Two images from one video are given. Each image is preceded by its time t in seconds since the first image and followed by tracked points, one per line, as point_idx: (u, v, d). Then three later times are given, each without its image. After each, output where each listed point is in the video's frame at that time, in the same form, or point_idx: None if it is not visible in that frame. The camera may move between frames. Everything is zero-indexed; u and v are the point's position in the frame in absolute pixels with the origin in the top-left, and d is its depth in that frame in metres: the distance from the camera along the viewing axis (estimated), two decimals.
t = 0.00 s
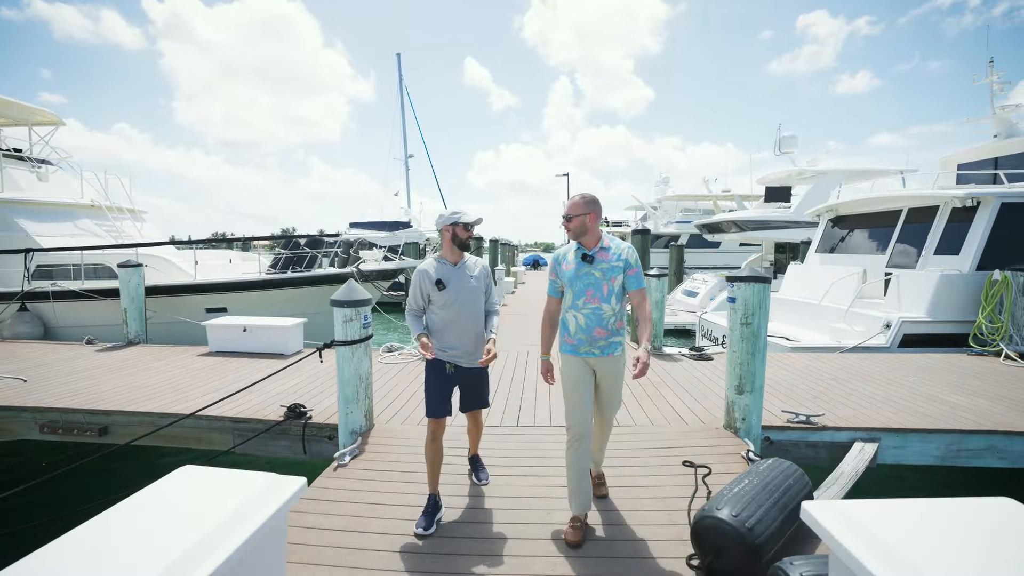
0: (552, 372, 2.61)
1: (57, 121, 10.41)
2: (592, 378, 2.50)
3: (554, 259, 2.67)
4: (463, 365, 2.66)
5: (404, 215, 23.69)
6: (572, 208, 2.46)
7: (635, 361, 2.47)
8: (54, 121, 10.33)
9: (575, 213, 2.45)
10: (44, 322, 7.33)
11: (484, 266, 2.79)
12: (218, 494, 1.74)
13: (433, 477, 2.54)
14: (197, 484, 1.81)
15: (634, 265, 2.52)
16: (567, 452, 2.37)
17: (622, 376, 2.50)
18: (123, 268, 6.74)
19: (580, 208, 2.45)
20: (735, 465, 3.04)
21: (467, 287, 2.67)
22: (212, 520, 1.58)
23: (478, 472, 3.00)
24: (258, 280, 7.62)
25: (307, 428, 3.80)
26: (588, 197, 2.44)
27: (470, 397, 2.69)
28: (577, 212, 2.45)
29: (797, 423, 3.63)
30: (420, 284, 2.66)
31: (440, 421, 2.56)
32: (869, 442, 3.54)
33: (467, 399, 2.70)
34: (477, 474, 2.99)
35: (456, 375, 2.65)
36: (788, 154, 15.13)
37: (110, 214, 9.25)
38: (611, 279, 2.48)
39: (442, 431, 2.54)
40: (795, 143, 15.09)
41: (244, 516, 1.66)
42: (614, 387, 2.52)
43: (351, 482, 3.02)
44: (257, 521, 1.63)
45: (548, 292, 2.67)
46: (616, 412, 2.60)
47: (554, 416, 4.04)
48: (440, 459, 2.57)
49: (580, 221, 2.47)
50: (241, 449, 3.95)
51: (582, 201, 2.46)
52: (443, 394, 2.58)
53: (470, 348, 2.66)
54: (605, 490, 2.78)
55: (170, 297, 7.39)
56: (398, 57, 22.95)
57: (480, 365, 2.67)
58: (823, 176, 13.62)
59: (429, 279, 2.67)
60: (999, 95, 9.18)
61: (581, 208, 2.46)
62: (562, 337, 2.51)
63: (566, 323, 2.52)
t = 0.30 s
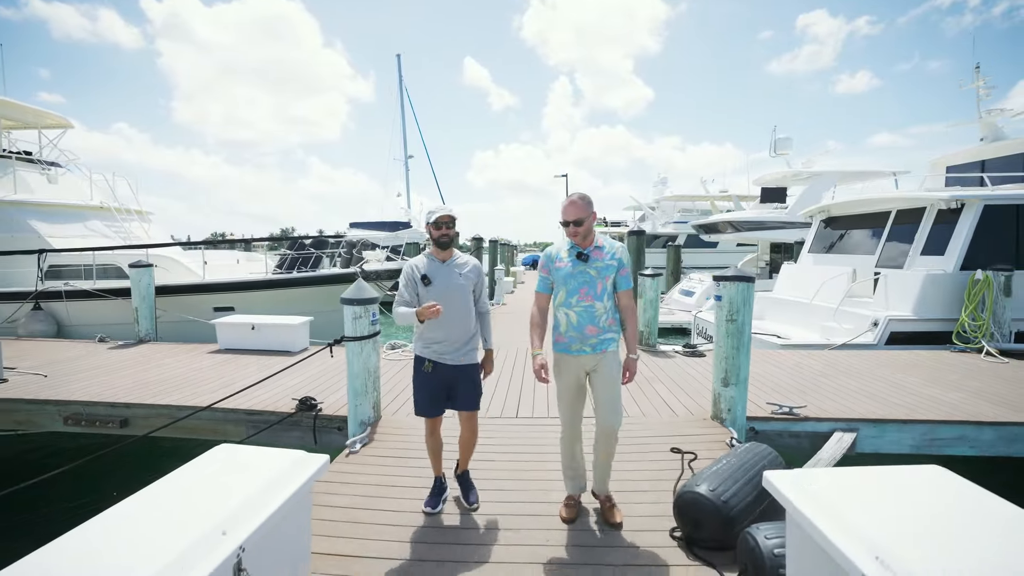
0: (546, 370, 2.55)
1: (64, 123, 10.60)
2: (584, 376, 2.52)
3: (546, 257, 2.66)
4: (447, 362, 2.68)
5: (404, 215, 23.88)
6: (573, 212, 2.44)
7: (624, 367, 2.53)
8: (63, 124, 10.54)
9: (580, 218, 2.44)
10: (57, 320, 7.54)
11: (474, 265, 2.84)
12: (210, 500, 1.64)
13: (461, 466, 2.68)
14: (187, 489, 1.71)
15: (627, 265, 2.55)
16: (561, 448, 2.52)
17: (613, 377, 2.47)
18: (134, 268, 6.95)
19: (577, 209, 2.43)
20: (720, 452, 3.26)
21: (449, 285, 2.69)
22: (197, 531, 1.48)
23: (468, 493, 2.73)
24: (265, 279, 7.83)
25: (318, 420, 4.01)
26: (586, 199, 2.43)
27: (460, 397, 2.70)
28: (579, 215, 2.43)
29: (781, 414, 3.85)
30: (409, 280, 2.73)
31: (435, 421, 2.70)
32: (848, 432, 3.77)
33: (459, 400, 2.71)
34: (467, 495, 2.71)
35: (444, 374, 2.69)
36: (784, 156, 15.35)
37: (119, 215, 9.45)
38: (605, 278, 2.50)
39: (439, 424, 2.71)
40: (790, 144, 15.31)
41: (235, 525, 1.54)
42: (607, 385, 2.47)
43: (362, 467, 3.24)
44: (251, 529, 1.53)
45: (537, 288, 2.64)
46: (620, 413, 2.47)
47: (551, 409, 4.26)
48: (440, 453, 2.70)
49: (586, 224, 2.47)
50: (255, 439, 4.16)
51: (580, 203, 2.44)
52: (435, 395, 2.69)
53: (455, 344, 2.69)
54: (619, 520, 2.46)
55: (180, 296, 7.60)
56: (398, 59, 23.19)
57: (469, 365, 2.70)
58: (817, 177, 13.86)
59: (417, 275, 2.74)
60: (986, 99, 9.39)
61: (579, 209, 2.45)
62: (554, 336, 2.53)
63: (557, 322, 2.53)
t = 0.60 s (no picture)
0: (547, 373, 2.48)
1: (72, 126, 10.82)
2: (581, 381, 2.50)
3: (548, 262, 2.65)
4: (436, 370, 2.55)
5: (404, 216, 24.12)
6: (578, 217, 2.45)
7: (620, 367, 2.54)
8: (71, 127, 10.74)
9: (583, 222, 2.44)
10: (68, 318, 7.76)
11: (478, 269, 2.61)
12: (201, 503, 1.71)
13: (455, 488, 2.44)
14: (178, 490, 1.78)
15: (627, 270, 2.57)
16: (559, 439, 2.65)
17: (611, 383, 2.44)
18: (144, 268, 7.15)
19: (581, 214, 2.46)
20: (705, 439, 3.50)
21: (442, 291, 2.54)
22: (186, 535, 1.53)
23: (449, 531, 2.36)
24: (271, 279, 8.05)
25: (327, 412, 4.24)
26: (590, 204, 2.43)
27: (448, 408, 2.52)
28: (581, 221, 2.44)
29: (765, 406, 4.08)
30: (409, 282, 2.67)
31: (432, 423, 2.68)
32: (828, 422, 4.00)
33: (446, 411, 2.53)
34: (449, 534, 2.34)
35: (435, 380, 2.58)
36: (779, 157, 15.57)
37: (127, 216, 9.66)
38: (607, 283, 2.51)
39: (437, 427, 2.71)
40: (785, 146, 15.53)
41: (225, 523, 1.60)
42: (604, 389, 2.43)
43: (371, 453, 3.46)
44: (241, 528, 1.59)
45: (538, 293, 2.62)
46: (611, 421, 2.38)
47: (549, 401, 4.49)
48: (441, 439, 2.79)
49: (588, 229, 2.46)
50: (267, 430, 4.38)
51: (583, 208, 2.46)
52: (426, 400, 2.61)
53: (445, 353, 2.55)
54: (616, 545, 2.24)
55: (188, 295, 7.82)
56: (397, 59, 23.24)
57: (458, 374, 2.53)
58: (811, 178, 14.09)
59: (416, 277, 2.64)
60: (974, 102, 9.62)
61: (583, 215, 2.45)
62: (556, 339, 2.51)
63: (559, 326, 2.51)
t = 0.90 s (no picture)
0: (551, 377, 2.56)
1: (81, 129, 11.03)
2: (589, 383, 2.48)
3: (554, 259, 2.58)
4: (440, 365, 2.64)
5: (405, 215, 24.35)
6: (583, 213, 2.37)
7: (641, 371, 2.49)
8: (80, 130, 10.96)
9: (589, 218, 2.37)
10: (80, 317, 7.97)
11: (479, 268, 2.65)
12: (208, 491, 1.59)
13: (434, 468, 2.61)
14: (178, 489, 1.59)
15: (635, 267, 2.52)
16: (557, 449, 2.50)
17: (617, 384, 2.46)
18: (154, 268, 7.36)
19: (587, 211, 2.38)
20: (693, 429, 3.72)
21: (441, 287, 2.64)
22: (189, 525, 1.40)
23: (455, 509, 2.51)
24: (277, 279, 8.27)
25: (336, 405, 4.45)
26: (597, 201, 2.37)
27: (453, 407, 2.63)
28: (587, 217, 2.37)
29: (751, 399, 4.31)
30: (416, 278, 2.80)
31: (425, 416, 2.67)
32: (810, 414, 4.22)
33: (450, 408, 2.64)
34: (455, 512, 2.50)
35: (440, 377, 2.65)
36: (774, 159, 15.80)
37: (135, 217, 9.87)
38: (616, 281, 2.47)
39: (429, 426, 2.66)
40: (780, 148, 15.76)
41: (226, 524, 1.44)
42: (611, 390, 2.46)
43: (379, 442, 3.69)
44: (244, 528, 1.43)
45: (545, 292, 2.56)
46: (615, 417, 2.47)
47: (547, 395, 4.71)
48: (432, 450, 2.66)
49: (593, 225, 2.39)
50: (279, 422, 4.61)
51: (586, 205, 2.39)
52: (429, 395, 2.68)
53: (447, 349, 2.63)
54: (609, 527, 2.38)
55: (196, 294, 8.04)
56: (397, 59, 23.37)
57: (461, 370, 2.63)
58: (805, 180, 14.33)
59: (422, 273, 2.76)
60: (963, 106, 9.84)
61: (589, 212, 2.39)
62: (565, 338, 2.48)
63: (568, 325, 2.47)
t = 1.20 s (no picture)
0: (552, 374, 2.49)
1: (89, 130, 11.22)
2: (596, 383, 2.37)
3: (555, 263, 2.51)
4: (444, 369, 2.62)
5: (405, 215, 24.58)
6: (580, 212, 2.33)
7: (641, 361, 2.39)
8: (88, 131, 11.16)
9: (585, 217, 2.32)
10: (92, 315, 8.19)
11: (477, 268, 2.67)
12: (249, 457, 1.81)
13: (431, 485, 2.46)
14: (220, 456, 1.82)
15: (639, 268, 2.43)
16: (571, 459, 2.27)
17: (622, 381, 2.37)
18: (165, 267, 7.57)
19: (584, 211, 2.34)
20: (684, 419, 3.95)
21: (440, 288, 2.65)
22: (239, 484, 1.63)
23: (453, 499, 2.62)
24: (283, 277, 8.49)
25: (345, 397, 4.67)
26: (597, 201, 2.32)
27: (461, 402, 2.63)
28: (586, 215, 2.32)
29: (740, 391, 4.54)
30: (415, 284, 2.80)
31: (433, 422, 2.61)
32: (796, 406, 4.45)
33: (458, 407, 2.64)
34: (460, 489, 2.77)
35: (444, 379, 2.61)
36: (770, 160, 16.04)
37: (144, 217, 10.08)
38: (617, 283, 2.38)
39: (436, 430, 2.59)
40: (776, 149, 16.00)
41: (258, 497, 1.61)
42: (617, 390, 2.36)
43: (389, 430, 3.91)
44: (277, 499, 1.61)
45: (547, 295, 2.49)
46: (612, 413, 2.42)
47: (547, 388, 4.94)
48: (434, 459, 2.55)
49: (590, 224, 2.34)
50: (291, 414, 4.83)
51: (589, 205, 2.34)
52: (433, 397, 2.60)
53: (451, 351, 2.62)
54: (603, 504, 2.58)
55: (206, 293, 8.25)
56: (397, 60, 23.53)
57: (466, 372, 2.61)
58: (801, 181, 14.56)
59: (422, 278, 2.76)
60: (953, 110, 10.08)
61: (587, 212, 2.34)
62: (566, 341, 2.35)
63: (570, 327, 2.36)
